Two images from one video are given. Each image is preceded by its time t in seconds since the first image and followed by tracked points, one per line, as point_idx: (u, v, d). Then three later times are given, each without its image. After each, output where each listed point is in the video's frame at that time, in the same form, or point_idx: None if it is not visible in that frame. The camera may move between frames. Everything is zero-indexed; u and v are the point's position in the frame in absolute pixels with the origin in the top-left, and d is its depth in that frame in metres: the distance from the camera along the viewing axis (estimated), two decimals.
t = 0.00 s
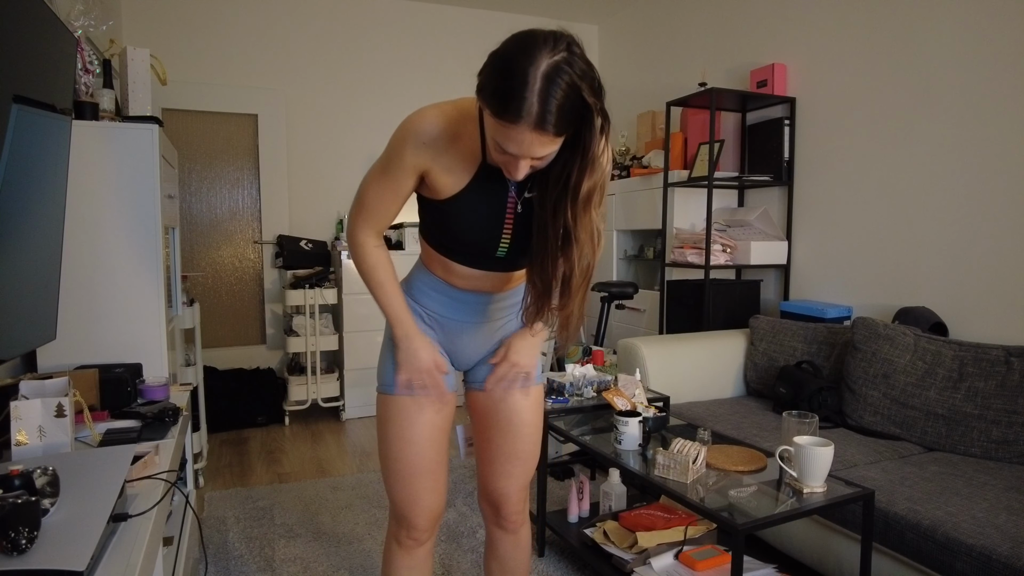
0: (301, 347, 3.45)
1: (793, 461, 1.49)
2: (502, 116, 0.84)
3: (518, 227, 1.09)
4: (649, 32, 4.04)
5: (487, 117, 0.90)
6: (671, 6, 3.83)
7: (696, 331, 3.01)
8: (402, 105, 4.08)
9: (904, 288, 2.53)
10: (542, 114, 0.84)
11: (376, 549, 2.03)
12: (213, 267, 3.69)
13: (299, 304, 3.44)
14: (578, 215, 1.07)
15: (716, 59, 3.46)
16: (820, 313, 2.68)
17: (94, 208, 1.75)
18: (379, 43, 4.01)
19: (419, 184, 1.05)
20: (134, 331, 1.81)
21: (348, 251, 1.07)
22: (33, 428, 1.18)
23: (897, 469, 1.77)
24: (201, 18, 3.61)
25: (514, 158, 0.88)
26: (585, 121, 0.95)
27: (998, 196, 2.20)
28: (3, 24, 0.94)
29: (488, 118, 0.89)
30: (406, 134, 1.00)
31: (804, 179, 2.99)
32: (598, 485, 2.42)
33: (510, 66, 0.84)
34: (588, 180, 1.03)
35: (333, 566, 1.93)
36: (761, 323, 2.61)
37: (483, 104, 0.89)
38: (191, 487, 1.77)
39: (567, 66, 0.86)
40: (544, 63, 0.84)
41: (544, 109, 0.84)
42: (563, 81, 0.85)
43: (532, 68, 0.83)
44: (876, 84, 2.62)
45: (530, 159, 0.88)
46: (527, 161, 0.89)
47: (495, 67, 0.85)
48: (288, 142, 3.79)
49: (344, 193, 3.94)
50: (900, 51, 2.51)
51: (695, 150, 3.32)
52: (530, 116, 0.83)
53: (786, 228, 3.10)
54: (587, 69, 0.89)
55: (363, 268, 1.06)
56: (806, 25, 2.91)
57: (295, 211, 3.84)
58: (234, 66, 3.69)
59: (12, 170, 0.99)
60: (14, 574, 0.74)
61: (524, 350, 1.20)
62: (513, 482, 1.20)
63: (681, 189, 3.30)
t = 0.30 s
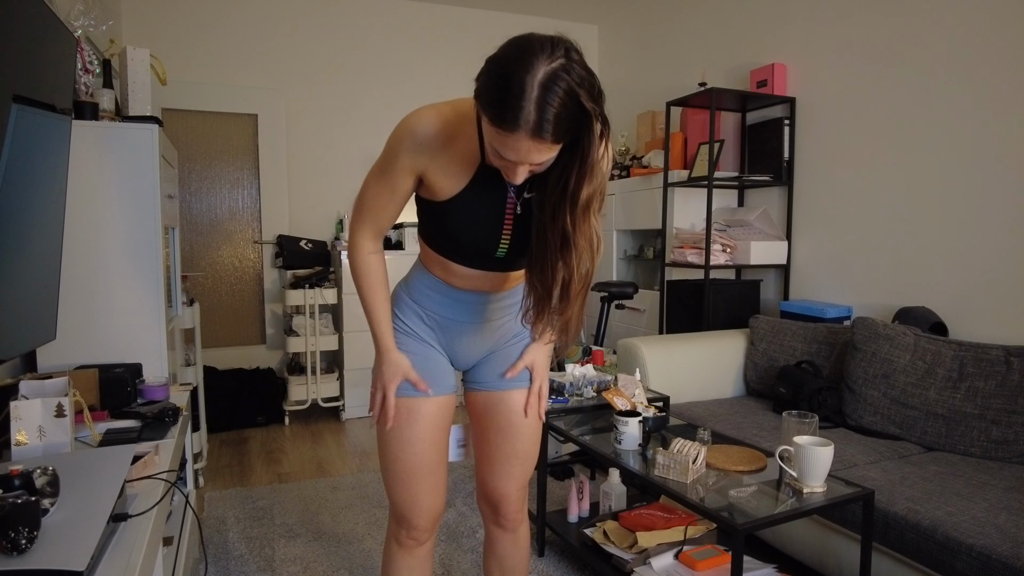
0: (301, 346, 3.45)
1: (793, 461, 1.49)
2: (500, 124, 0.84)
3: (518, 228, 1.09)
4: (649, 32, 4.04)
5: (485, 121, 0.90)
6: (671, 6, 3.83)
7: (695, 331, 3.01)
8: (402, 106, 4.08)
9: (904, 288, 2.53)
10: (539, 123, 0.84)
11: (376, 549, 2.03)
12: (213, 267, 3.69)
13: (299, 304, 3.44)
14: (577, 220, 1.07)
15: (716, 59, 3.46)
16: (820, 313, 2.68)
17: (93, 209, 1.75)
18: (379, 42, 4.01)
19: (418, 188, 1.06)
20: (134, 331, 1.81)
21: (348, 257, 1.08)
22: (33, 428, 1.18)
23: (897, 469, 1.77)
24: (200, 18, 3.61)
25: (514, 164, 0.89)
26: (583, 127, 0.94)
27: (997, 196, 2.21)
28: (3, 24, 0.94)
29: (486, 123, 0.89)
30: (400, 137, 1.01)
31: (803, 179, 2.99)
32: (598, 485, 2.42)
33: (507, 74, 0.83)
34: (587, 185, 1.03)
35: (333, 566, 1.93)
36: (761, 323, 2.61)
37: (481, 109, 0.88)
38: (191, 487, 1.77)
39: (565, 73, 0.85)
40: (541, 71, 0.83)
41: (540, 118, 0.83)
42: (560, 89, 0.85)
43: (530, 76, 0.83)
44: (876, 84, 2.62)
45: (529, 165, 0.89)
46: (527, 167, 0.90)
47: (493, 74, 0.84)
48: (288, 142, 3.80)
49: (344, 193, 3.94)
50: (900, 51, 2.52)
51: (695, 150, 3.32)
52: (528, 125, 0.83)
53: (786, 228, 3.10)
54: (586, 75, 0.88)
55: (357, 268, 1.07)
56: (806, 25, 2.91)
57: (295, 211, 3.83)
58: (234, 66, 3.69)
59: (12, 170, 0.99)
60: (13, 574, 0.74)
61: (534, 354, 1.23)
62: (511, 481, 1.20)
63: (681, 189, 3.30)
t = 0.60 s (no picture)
0: (301, 346, 3.45)
1: (793, 461, 1.49)
2: (498, 136, 0.84)
3: (518, 233, 1.09)
4: (649, 32, 4.04)
5: (483, 131, 0.90)
6: (671, 6, 3.83)
7: (695, 331, 3.01)
8: (402, 106, 4.09)
9: (904, 288, 2.53)
10: (537, 133, 0.84)
11: (376, 549, 2.03)
12: (213, 267, 3.69)
13: (299, 304, 3.44)
14: (577, 227, 1.07)
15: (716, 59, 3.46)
16: (820, 312, 2.68)
17: (94, 209, 1.75)
18: (379, 42, 4.00)
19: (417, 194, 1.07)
20: (134, 332, 1.81)
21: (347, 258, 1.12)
22: (33, 428, 1.18)
23: (897, 469, 1.77)
24: (200, 18, 3.61)
25: (514, 174, 0.89)
26: (583, 133, 0.94)
27: (997, 195, 2.21)
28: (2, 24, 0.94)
29: (484, 133, 0.89)
30: (397, 146, 1.01)
31: (803, 179, 2.99)
32: (598, 485, 2.42)
33: (504, 85, 0.83)
34: (587, 192, 1.03)
35: (333, 566, 1.93)
36: (761, 323, 2.61)
37: (479, 118, 0.88)
38: (191, 487, 1.77)
39: (562, 82, 0.85)
40: (538, 81, 0.83)
41: (539, 128, 0.83)
42: (558, 98, 0.85)
43: (526, 87, 0.83)
44: (876, 84, 2.62)
45: (529, 174, 0.89)
46: (528, 177, 0.90)
47: (490, 84, 0.84)
48: (288, 142, 3.80)
49: (344, 193, 3.94)
50: (899, 51, 2.52)
51: (695, 150, 3.32)
52: (526, 136, 0.83)
53: (786, 228, 3.10)
54: (583, 82, 0.88)
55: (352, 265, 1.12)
56: (805, 25, 2.92)
57: (295, 211, 3.83)
58: (234, 66, 3.69)
59: (12, 170, 0.99)
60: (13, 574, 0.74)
61: (537, 356, 1.25)
62: (509, 477, 1.21)
63: (681, 189, 3.30)
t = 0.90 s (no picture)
0: (301, 346, 3.45)
1: (793, 460, 1.49)
2: (502, 148, 0.85)
3: (522, 239, 1.09)
4: (649, 31, 4.04)
5: (487, 141, 0.90)
6: (670, 5, 3.83)
7: (695, 331, 3.01)
8: (402, 106, 4.09)
9: (904, 288, 2.53)
10: (541, 146, 0.84)
11: (376, 549, 2.03)
12: (213, 266, 3.69)
13: (299, 303, 3.44)
14: (581, 239, 1.07)
15: (716, 58, 3.46)
16: (819, 312, 2.68)
17: (94, 210, 1.75)
18: (379, 42, 4.00)
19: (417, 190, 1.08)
20: (134, 332, 1.81)
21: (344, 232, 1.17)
22: (33, 428, 1.18)
23: (897, 469, 1.77)
24: (200, 18, 3.61)
25: (517, 184, 0.90)
26: (587, 146, 0.92)
27: (997, 195, 2.21)
28: (3, 24, 0.94)
29: (488, 143, 0.90)
30: (399, 149, 1.02)
31: (804, 179, 2.99)
32: (598, 485, 2.42)
33: (507, 97, 0.83)
34: (591, 204, 1.02)
35: (333, 566, 1.93)
36: (761, 323, 2.61)
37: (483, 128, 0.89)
38: (191, 487, 1.77)
39: (566, 94, 0.85)
40: (542, 93, 0.83)
41: (542, 141, 0.83)
42: (562, 111, 0.84)
43: (530, 100, 0.82)
44: (876, 84, 2.62)
45: (533, 184, 0.90)
46: (531, 187, 0.90)
47: (494, 96, 0.84)
48: (288, 142, 3.80)
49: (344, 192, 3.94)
50: (899, 51, 2.52)
51: (695, 150, 3.32)
52: (530, 148, 0.84)
53: (786, 228, 3.10)
54: (588, 94, 0.87)
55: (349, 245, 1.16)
56: (805, 25, 2.92)
57: (295, 211, 3.83)
58: (234, 65, 3.69)
59: (12, 169, 0.99)
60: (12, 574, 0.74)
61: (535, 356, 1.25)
62: (506, 475, 1.21)
63: (681, 189, 3.30)
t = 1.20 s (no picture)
0: (301, 346, 3.45)
1: (793, 460, 1.49)
2: (505, 149, 0.85)
3: (524, 240, 1.09)
4: (649, 31, 4.04)
5: (490, 142, 0.90)
6: (670, 5, 3.83)
7: (695, 331, 3.01)
8: (402, 106, 4.09)
9: (904, 288, 2.53)
10: (545, 147, 0.83)
11: (376, 549, 2.03)
12: (213, 266, 3.69)
13: (299, 303, 3.44)
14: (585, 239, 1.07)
15: (716, 58, 3.46)
16: (819, 312, 2.68)
17: (93, 210, 1.75)
18: (379, 42, 4.00)
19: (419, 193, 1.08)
20: (134, 332, 1.81)
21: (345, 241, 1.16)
22: (33, 428, 1.18)
23: (897, 469, 1.77)
24: (200, 18, 3.61)
25: (521, 184, 0.90)
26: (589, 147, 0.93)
27: (997, 195, 2.21)
28: (2, 24, 0.94)
29: (491, 144, 0.90)
30: (401, 151, 1.02)
31: (803, 179, 2.99)
32: (598, 485, 2.42)
33: (511, 99, 0.83)
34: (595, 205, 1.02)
35: (333, 566, 1.93)
36: (761, 323, 2.62)
37: (487, 130, 0.88)
38: (191, 487, 1.77)
39: (569, 96, 0.85)
40: (546, 95, 0.83)
41: (545, 142, 0.83)
42: (565, 112, 0.84)
43: (534, 101, 0.82)
44: (876, 84, 2.62)
45: (536, 185, 0.90)
46: (534, 187, 0.90)
47: (498, 98, 0.84)
48: (288, 142, 3.80)
49: (344, 192, 3.94)
50: (899, 51, 2.52)
51: (695, 149, 3.32)
52: (533, 149, 0.83)
53: (786, 228, 3.10)
54: (591, 96, 0.87)
55: (349, 252, 1.14)
56: (805, 25, 2.92)
57: (295, 211, 3.83)
58: (234, 65, 3.69)
59: (12, 169, 0.99)
60: (12, 574, 0.74)
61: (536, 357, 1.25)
62: (506, 473, 1.21)
63: (681, 189, 3.30)
